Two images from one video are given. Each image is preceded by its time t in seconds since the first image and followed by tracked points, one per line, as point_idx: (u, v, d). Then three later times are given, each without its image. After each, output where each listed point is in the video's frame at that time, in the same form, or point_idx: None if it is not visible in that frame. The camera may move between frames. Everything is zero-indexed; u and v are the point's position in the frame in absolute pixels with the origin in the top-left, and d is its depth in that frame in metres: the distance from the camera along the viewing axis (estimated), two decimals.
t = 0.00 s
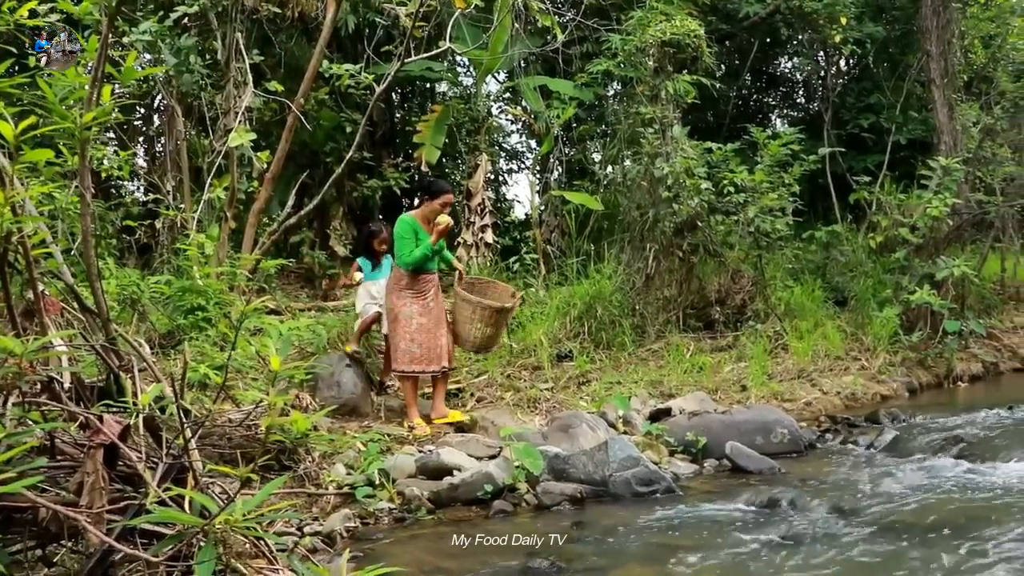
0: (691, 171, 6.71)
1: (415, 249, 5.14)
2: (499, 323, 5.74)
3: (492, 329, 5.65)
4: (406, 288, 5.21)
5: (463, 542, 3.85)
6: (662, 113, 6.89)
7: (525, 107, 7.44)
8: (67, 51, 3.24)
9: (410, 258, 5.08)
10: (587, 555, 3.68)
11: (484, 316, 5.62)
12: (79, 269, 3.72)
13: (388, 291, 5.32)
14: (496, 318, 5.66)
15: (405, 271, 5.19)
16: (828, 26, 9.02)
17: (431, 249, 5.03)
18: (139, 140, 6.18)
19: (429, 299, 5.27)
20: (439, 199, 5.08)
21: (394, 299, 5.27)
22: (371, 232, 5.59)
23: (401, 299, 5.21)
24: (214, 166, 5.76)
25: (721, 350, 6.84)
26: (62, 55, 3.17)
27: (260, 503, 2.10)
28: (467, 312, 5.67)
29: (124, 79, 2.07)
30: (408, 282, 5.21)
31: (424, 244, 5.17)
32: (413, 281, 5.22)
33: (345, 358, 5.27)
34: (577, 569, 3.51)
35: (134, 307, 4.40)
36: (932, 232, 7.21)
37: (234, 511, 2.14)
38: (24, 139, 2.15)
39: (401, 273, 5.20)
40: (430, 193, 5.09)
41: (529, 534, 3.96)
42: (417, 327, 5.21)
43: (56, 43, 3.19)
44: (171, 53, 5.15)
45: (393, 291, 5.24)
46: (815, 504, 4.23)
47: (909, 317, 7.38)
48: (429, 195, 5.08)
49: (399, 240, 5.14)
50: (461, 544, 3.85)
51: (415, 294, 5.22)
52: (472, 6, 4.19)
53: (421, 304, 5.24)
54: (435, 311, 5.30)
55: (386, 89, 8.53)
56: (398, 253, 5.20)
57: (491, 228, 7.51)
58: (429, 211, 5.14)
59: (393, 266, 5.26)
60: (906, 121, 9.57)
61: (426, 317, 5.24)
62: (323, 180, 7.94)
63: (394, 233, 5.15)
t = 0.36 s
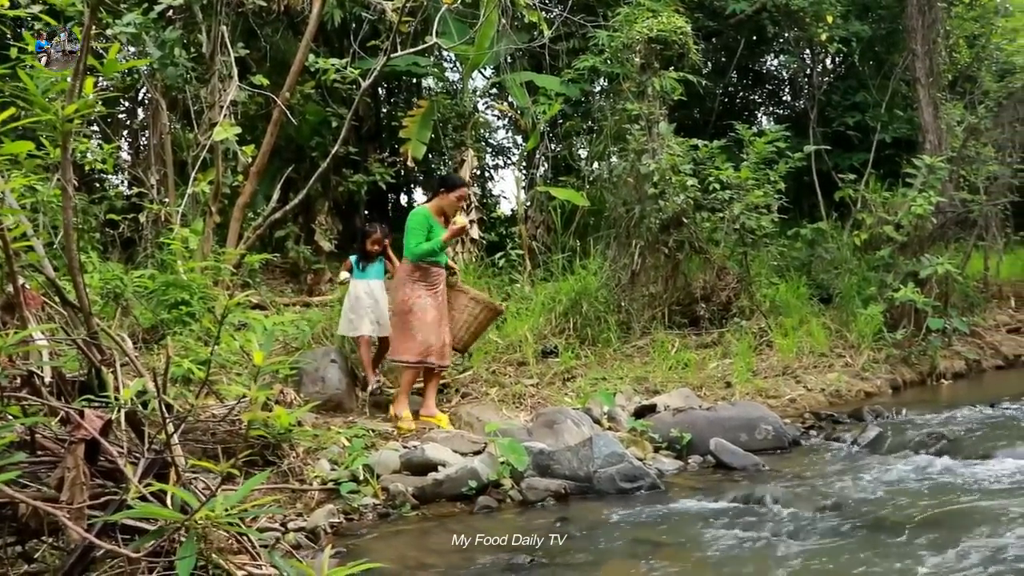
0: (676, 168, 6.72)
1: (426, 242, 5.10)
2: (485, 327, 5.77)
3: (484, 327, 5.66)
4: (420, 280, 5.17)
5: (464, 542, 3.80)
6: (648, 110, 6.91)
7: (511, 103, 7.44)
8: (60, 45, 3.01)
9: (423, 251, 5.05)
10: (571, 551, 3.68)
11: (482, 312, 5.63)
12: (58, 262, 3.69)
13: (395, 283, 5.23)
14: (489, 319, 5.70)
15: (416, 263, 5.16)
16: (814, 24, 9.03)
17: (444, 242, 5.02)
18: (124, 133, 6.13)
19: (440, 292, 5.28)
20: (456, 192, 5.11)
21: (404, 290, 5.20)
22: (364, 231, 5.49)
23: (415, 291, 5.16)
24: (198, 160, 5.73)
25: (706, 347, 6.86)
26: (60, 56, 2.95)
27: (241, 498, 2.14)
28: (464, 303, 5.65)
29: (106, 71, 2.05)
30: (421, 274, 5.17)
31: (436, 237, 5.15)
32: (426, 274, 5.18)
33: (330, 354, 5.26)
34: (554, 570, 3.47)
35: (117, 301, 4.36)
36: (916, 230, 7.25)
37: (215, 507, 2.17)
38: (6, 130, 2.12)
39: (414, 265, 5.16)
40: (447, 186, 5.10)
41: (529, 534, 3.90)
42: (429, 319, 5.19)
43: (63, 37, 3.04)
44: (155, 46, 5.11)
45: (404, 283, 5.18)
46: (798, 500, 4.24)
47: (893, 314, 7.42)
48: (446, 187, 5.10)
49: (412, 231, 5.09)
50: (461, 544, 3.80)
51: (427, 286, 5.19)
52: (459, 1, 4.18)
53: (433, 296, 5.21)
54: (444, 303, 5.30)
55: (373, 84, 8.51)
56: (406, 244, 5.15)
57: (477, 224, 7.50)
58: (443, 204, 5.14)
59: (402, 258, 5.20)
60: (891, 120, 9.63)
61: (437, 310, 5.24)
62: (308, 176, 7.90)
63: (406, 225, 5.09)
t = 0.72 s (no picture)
0: (661, 167, 6.72)
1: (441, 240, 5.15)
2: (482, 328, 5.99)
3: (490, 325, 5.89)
4: (449, 276, 5.26)
5: (463, 542, 3.76)
6: (633, 108, 6.92)
7: (497, 100, 7.43)
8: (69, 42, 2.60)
9: (432, 247, 5.08)
10: (551, 548, 3.68)
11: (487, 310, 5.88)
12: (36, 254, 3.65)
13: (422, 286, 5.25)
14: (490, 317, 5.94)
15: (436, 262, 5.22)
16: (800, 25, 9.07)
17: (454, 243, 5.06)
18: (106, 127, 6.08)
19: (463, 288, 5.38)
20: (478, 192, 5.14)
21: (436, 290, 5.22)
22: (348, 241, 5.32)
23: (449, 287, 5.22)
24: (181, 154, 5.69)
25: (689, 346, 6.87)
26: (60, 56, 2.37)
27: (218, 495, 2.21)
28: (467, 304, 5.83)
29: (87, 63, 2.03)
30: (449, 271, 5.27)
31: (453, 236, 5.18)
32: (452, 271, 5.29)
33: (312, 350, 5.22)
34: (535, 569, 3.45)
35: (96, 296, 4.33)
36: (899, 231, 7.28)
37: (191, 503, 2.23)
38: None
39: (441, 263, 5.23)
40: (470, 185, 5.12)
41: (529, 534, 3.86)
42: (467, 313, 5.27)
43: (55, 37, 2.43)
44: (138, 39, 5.08)
45: (433, 283, 5.22)
46: (778, 499, 4.26)
47: (875, 315, 7.46)
48: (468, 187, 5.12)
49: (430, 227, 5.12)
50: (461, 544, 3.77)
51: (456, 282, 5.30)
52: None
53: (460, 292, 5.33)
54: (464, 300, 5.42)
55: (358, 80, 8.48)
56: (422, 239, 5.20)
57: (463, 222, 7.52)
58: (465, 204, 5.15)
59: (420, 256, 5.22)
60: (876, 121, 9.68)
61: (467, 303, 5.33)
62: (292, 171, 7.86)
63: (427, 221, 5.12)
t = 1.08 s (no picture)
0: (649, 165, 6.71)
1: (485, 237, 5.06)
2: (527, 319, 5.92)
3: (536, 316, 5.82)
4: (488, 271, 5.21)
5: (463, 542, 3.72)
6: (622, 106, 6.92)
7: (485, 97, 7.41)
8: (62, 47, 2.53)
9: (478, 245, 5.01)
10: (536, 546, 3.68)
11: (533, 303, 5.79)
12: (16, 247, 3.62)
13: (460, 277, 5.22)
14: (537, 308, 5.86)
15: (478, 256, 5.14)
16: (788, 25, 9.09)
17: (501, 242, 4.97)
18: (92, 120, 6.03)
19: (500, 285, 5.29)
20: (524, 189, 5.07)
21: (472, 283, 5.19)
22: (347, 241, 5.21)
23: (485, 283, 5.18)
24: (168, 148, 5.66)
25: (676, 344, 6.88)
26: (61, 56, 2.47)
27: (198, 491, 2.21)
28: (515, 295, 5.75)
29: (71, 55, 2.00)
30: (489, 266, 5.20)
31: (499, 233, 5.11)
32: (493, 265, 5.23)
33: (298, 346, 5.20)
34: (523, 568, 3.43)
35: (80, 290, 4.30)
36: (885, 231, 7.30)
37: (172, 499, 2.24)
38: None
39: (482, 257, 5.16)
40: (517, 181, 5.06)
41: (529, 534, 3.82)
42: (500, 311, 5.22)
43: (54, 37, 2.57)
44: (124, 31, 5.05)
45: (470, 277, 5.17)
46: (763, 497, 4.27)
47: (861, 314, 7.49)
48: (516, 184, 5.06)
49: (475, 223, 5.05)
50: (461, 544, 3.72)
51: (495, 277, 5.24)
52: None
53: (498, 288, 5.26)
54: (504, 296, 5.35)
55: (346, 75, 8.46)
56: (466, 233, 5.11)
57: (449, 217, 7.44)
58: (511, 200, 5.09)
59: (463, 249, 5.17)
60: (863, 121, 9.72)
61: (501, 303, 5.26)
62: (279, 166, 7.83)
63: (473, 214, 5.04)
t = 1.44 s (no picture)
0: (636, 160, 6.71)
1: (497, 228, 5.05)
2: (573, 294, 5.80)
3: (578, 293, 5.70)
4: (497, 269, 5.14)
5: (463, 542, 3.65)
6: (609, 101, 6.93)
7: (472, 92, 7.38)
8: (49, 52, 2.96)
9: (486, 233, 5.03)
10: (523, 540, 3.69)
11: (571, 284, 5.65)
12: None
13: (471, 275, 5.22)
14: (576, 288, 5.69)
15: (489, 251, 5.11)
16: (775, 21, 9.11)
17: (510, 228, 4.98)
18: (77, 114, 5.99)
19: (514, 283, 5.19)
20: (531, 184, 5.02)
21: (480, 279, 5.16)
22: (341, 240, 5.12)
23: (492, 281, 5.12)
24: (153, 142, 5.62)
25: (663, 339, 6.91)
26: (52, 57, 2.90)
27: (185, 487, 2.25)
28: (555, 277, 5.61)
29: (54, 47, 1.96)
30: (498, 263, 5.14)
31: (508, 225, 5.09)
32: (505, 262, 5.15)
33: (285, 341, 5.15)
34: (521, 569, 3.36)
35: (65, 286, 4.28)
36: (871, 226, 7.33)
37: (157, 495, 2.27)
38: None
39: (491, 253, 5.11)
40: (524, 176, 5.01)
41: (529, 534, 3.76)
42: (507, 310, 5.15)
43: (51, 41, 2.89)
44: (108, 25, 5.02)
45: (479, 275, 5.15)
46: (749, 490, 4.29)
47: (848, 310, 7.53)
48: (523, 178, 5.02)
49: (485, 214, 5.05)
50: (461, 544, 3.65)
51: (506, 275, 5.15)
52: None
53: (509, 286, 5.17)
54: (519, 293, 5.26)
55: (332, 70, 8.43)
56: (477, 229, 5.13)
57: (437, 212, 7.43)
58: (518, 194, 5.05)
59: (475, 243, 5.16)
60: (849, 117, 9.75)
61: (513, 301, 5.17)
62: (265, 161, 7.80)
63: (482, 208, 5.07)
